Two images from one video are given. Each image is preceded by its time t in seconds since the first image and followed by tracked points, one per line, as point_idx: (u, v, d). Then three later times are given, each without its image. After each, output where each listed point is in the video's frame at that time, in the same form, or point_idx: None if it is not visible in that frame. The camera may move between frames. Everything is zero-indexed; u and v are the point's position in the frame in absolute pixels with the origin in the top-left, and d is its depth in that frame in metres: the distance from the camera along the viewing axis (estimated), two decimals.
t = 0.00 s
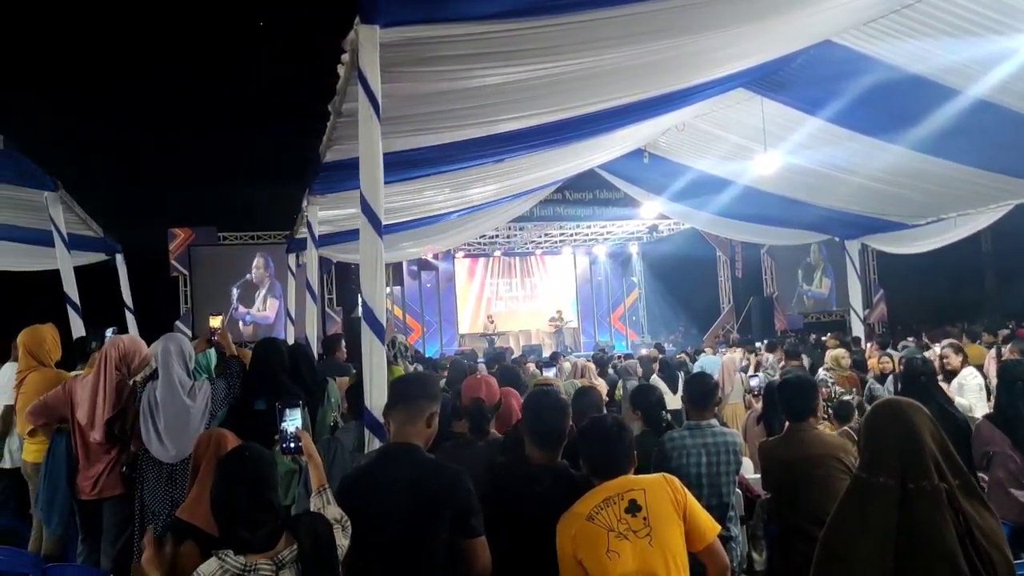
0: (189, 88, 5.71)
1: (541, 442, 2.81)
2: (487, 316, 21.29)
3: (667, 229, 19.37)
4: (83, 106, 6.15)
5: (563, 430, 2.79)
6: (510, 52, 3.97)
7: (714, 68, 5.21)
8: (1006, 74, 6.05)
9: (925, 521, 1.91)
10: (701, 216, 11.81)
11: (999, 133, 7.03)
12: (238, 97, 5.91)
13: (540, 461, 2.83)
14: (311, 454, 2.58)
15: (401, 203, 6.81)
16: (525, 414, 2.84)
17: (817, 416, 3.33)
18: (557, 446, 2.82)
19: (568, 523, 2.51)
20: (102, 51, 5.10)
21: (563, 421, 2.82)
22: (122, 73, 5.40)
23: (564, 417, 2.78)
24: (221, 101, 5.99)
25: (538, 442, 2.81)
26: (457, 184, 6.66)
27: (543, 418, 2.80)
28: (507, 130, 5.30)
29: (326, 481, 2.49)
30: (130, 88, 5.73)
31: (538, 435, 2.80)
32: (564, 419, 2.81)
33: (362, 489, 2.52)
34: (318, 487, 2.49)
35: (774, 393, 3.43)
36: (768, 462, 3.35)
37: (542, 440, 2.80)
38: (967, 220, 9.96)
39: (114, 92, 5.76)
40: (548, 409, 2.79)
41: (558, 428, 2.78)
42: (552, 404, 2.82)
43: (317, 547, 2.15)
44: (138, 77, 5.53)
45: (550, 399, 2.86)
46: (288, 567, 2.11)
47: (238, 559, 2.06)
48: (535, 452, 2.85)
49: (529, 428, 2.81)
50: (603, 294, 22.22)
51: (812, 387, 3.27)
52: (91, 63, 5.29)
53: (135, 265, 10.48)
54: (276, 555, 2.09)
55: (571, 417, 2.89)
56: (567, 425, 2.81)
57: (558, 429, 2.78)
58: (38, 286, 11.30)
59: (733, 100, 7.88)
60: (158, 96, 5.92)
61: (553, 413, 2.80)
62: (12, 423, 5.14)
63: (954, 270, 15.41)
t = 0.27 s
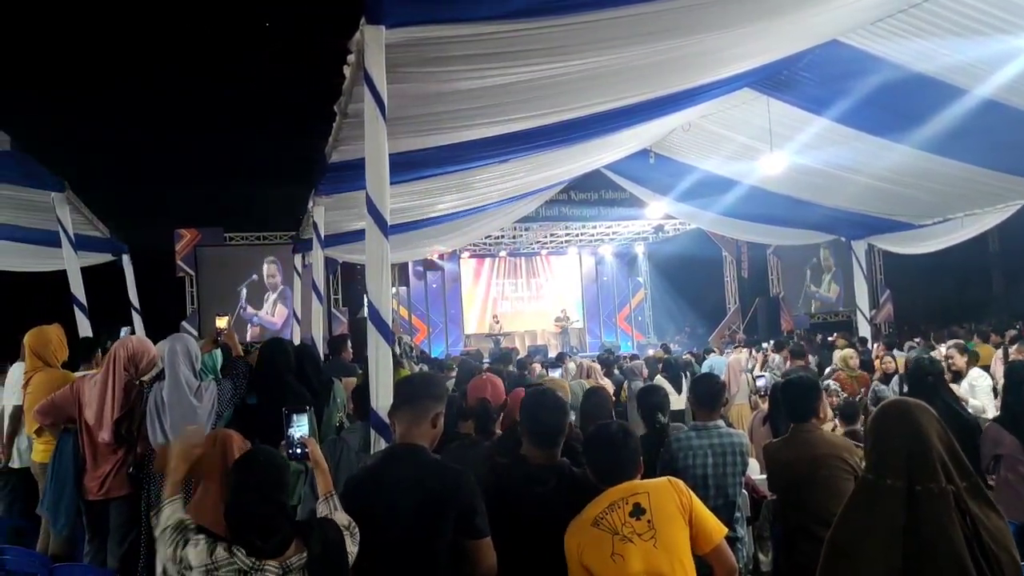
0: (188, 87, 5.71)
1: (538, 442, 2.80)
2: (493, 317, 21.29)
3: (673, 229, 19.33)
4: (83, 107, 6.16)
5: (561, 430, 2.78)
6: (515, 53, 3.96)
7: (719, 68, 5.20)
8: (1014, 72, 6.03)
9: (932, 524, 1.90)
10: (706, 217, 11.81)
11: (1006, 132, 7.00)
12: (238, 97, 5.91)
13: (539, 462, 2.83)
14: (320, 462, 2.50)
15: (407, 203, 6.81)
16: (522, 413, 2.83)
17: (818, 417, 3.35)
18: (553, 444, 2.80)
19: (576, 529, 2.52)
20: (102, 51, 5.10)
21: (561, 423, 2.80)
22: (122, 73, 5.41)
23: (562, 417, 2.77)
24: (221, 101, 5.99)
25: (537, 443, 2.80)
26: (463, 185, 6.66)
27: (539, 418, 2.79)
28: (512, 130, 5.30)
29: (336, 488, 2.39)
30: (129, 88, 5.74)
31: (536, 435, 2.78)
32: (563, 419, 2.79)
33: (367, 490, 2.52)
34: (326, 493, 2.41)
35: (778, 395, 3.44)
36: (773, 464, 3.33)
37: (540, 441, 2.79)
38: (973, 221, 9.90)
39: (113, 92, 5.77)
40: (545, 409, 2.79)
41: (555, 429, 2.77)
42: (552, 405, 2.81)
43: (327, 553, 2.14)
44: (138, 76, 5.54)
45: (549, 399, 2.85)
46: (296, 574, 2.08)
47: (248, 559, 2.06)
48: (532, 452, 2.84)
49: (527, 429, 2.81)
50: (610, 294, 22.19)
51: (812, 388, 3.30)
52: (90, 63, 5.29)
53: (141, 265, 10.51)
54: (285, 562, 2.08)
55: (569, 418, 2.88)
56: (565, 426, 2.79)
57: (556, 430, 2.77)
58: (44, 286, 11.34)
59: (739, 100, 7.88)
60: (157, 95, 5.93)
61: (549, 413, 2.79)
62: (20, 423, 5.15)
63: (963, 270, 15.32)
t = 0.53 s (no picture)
0: (189, 87, 5.73)
1: (533, 439, 2.79)
2: (497, 316, 21.30)
3: (677, 228, 19.32)
4: (83, 107, 6.17)
5: (557, 429, 2.77)
6: (519, 52, 3.96)
7: (723, 68, 5.20)
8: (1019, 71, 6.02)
9: (937, 525, 1.89)
10: (711, 216, 11.82)
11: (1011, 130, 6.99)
12: (238, 97, 5.92)
13: (536, 460, 2.82)
14: (327, 466, 2.46)
15: (412, 203, 6.82)
16: (518, 413, 2.84)
17: (821, 416, 3.34)
18: (550, 444, 2.80)
19: (580, 533, 2.53)
20: (103, 51, 5.11)
21: (558, 421, 2.80)
22: (121, 73, 5.43)
23: (558, 416, 2.76)
24: (221, 101, 6.00)
25: (533, 441, 2.80)
26: (467, 184, 6.67)
27: (535, 417, 2.78)
28: (516, 130, 5.30)
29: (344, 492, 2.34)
30: (129, 88, 5.74)
31: (533, 435, 2.78)
32: (559, 417, 2.78)
33: (371, 490, 2.52)
34: (335, 498, 2.35)
35: (781, 395, 3.44)
36: (776, 464, 3.33)
37: (537, 439, 2.78)
38: (978, 220, 9.87)
39: (113, 92, 5.78)
40: (542, 408, 2.78)
41: (551, 427, 2.76)
42: (550, 403, 2.80)
43: (333, 560, 2.11)
44: (138, 76, 5.55)
45: (546, 398, 2.84)
46: None
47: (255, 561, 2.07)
48: (530, 452, 2.83)
49: (524, 428, 2.80)
50: (614, 294, 22.18)
51: (816, 388, 3.30)
52: (91, 63, 5.30)
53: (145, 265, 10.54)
54: (290, 567, 2.06)
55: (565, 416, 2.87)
56: (561, 425, 2.78)
57: (552, 428, 2.76)
58: (49, 285, 11.36)
59: (743, 100, 7.88)
60: (158, 96, 5.94)
61: (545, 411, 2.78)
62: (26, 422, 5.17)
63: (968, 270, 15.28)
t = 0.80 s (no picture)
0: (189, 87, 5.74)
1: (531, 440, 2.79)
2: (500, 315, 21.28)
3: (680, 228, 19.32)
4: (84, 106, 6.20)
5: (556, 429, 2.77)
6: (521, 52, 3.96)
7: (725, 67, 5.19)
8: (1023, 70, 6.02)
9: (941, 525, 1.88)
10: (715, 216, 11.83)
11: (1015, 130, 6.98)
12: (238, 97, 5.94)
13: (534, 460, 2.83)
14: (331, 465, 2.47)
15: (415, 201, 6.83)
16: (517, 413, 2.83)
17: (822, 416, 3.33)
18: (548, 444, 2.80)
19: (585, 531, 2.53)
20: (103, 51, 5.12)
21: (556, 421, 2.80)
22: (121, 73, 5.45)
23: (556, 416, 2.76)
24: (221, 101, 6.01)
25: (530, 442, 2.80)
26: (471, 183, 6.68)
27: (533, 417, 2.78)
28: (518, 130, 5.30)
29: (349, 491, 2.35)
30: (129, 88, 5.76)
31: (531, 435, 2.78)
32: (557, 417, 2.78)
33: (373, 490, 2.52)
34: (340, 496, 2.35)
35: (783, 396, 3.43)
36: (779, 464, 3.33)
37: (535, 439, 2.78)
38: (980, 221, 9.83)
39: (113, 92, 5.80)
40: (540, 408, 2.77)
41: (550, 426, 2.76)
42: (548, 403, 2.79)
43: (339, 564, 2.11)
44: (138, 76, 5.57)
45: (544, 398, 2.84)
46: None
47: (259, 560, 2.07)
48: (528, 453, 2.84)
49: (522, 429, 2.80)
50: (617, 293, 22.18)
51: (818, 388, 3.29)
52: (91, 63, 5.32)
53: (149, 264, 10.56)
54: (296, 566, 2.07)
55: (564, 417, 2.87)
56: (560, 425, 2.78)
57: (551, 427, 2.76)
58: (53, 285, 11.39)
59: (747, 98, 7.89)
60: (158, 96, 5.96)
61: (543, 411, 2.78)
62: (30, 422, 5.19)
63: (973, 269, 15.25)
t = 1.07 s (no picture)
0: (188, 87, 5.75)
1: (532, 441, 2.80)
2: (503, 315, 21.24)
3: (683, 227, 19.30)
4: (83, 106, 6.20)
5: (558, 430, 2.77)
6: (523, 52, 3.96)
7: (727, 67, 5.19)
8: None
9: (945, 524, 1.87)
10: (718, 215, 11.80)
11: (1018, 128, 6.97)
12: (238, 97, 5.95)
13: (535, 460, 2.83)
14: (334, 464, 2.48)
15: (418, 201, 6.83)
16: (518, 413, 2.83)
17: (826, 416, 3.33)
18: (549, 444, 2.79)
19: (589, 530, 2.53)
20: (98, 51, 5.13)
21: (559, 421, 2.79)
22: (121, 73, 5.46)
23: (558, 417, 2.75)
24: (221, 101, 6.02)
25: (532, 442, 2.80)
26: (474, 183, 6.68)
27: (535, 417, 2.78)
28: (521, 130, 5.30)
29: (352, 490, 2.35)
30: (129, 88, 5.76)
31: (532, 435, 2.78)
32: (559, 418, 2.77)
33: (377, 490, 2.52)
34: (343, 495, 2.36)
35: (786, 395, 3.43)
36: (783, 463, 3.32)
37: (536, 439, 2.78)
38: (983, 221, 9.83)
39: (113, 92, 5.80)
40: (541, 408, 2.77)
41: (552, 428, 2.76)
42: (550, 404, 2.79)
43: (344, 561, 2.10)
44: (138, 76, 5.57)
45: (547, 398, 2.84)
46: None
47: (264, 560, 2.07)
48: (529, 452, 2.84)
49: (523, 430, 2.80)
50: (620, 293, 22.17)
51: (821, 387, 3.28)
52: (91, 63, 5.33)
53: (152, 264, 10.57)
54: (301, 566, 2.06)
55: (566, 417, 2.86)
56: (562, 425, 2.78)
57: (553, 428, 2.75)
58: (57, 285, 11.41)
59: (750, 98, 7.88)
60: (158, 95, 5.96)
61: (546, 411, 2.77)
62: (35, 421, 5.20)
63: (977, 268, 15.22)
